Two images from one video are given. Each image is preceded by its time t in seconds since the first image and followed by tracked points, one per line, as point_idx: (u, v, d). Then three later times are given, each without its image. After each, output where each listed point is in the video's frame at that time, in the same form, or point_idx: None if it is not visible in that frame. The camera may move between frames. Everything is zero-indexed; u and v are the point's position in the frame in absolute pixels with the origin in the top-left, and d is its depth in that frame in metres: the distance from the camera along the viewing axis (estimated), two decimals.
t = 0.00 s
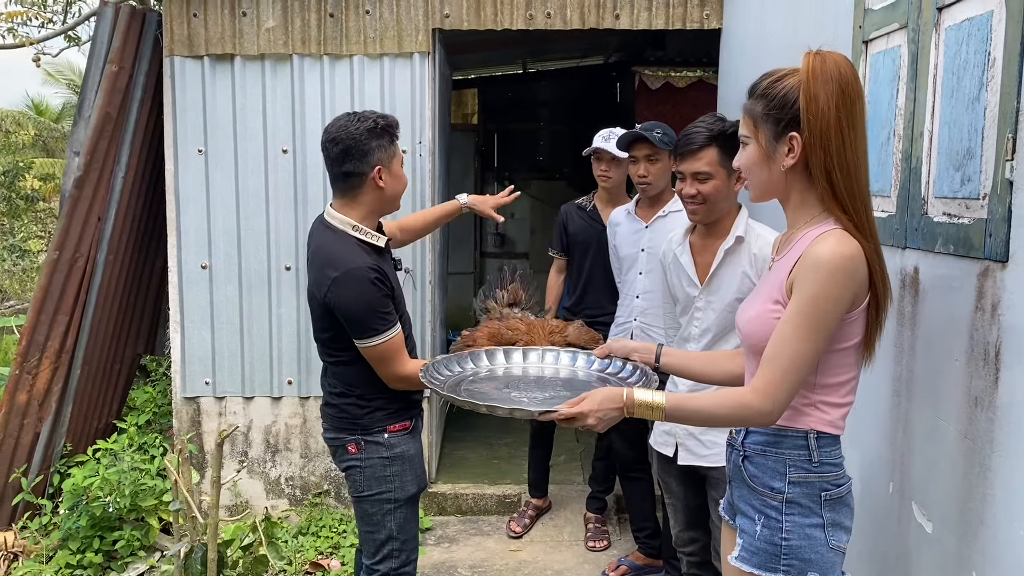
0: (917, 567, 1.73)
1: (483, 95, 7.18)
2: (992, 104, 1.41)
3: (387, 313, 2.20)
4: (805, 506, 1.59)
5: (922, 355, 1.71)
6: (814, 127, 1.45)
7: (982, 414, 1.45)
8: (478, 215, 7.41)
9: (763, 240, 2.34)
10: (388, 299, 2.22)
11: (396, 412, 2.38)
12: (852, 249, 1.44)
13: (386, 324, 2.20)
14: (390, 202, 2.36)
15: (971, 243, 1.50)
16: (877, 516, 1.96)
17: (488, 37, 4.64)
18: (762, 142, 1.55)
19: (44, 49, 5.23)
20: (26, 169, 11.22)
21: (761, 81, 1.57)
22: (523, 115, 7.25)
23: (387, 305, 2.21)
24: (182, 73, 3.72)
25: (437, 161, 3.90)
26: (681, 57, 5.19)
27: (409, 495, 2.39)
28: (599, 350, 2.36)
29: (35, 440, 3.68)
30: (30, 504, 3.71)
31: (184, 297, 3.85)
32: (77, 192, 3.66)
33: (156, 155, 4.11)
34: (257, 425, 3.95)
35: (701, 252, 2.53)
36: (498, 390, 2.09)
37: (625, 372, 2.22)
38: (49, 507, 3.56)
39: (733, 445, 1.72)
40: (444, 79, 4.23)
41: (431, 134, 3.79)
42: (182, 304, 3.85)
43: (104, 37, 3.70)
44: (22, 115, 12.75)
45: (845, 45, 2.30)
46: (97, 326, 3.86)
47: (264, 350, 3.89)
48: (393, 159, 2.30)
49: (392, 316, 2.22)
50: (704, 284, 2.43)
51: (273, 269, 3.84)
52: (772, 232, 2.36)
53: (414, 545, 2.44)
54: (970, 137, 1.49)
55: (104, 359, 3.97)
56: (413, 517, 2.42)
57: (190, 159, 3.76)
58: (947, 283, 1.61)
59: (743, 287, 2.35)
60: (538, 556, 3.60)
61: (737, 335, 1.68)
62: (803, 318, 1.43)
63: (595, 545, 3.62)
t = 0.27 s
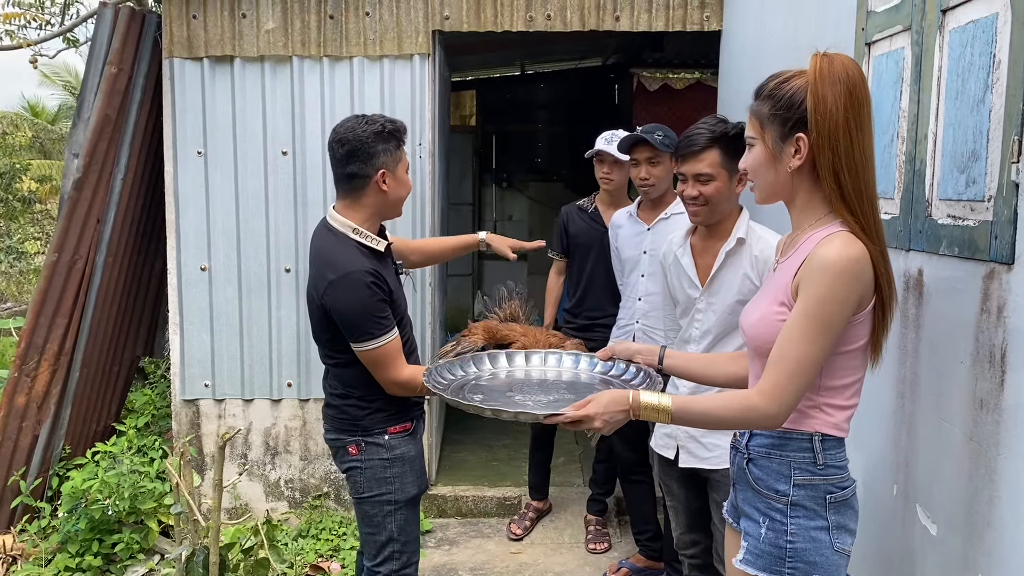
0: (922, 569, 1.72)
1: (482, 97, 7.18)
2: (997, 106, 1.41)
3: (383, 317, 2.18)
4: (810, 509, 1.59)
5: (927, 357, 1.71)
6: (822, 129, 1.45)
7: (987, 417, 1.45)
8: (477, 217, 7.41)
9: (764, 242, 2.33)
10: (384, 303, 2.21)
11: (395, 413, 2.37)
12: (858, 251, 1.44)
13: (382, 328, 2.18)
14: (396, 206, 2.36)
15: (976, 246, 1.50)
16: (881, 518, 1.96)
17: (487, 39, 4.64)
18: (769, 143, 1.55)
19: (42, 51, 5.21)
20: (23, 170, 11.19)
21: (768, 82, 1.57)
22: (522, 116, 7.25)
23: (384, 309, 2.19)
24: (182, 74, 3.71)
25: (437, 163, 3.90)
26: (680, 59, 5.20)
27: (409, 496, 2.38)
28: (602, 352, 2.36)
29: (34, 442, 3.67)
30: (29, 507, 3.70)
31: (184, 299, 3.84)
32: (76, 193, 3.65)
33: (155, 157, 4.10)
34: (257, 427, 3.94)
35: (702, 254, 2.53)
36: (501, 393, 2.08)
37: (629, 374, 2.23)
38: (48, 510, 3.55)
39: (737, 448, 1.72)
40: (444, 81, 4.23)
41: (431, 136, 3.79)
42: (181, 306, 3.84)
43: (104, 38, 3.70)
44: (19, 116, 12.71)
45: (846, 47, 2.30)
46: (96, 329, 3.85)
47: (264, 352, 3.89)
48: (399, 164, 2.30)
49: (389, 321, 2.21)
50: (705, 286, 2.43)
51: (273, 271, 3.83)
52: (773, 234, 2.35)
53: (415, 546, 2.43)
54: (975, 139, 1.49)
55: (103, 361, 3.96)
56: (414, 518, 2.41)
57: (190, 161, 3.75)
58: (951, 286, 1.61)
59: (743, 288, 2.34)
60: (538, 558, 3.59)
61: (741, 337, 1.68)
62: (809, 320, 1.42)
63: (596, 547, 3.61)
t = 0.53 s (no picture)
0: (923, 571, 1.72)
1: (480, 98, 7.18)
2: (999, 107, 1.41)
3: (374, 311, 2.17)
4: (813, 510, 1.59)
5: (928, 358, 1.71)
6: (826, 129, 1.45)
7: (989, 418, 1.45)
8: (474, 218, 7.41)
9: (761, 243, 2.33)
10: (377, 298, 2.20)
11: (387, 410, 2.36)
12: (861, 252, 1.44)
13: (373, 322, 2.17)
14: (388, 207, 2.33)
15: (977, 247, 1.50)
16: (882, 520, 1.96)
17: (486, 40, 4.64)
18: (773, 144, 1.55)
19: (39, 52, 5.20)
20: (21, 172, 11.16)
21: (769, 84, 1.57)
22: (520, 117, 7.25)
23: (376, 304, 2.18)
24: (181, 76, 3.71)
25: (435, 164, 3.90)
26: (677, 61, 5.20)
27: (396, 494, 2.37)
28: (602, 353, 2.36)
29: (32, 444, 3.66)
30: (27, 509, 3.69)
31: (182, 301, 3.83)
32: (74, 195, 3.64)
33: (153, 158, 4.09)
34: (255, 429, 3.94)
35: (701, 254, 2.52)
36: (503, 393, 2.08)
37: (630, 374, 2.22)
38: (46, 512, 3.54)
39: (738, 449, 1.72)
40: (443, 83, 4.23)
41: (430, 138, 3.78)
42: (180, 308, 3.84)
43: (102, 39, 3.69)
44: (15, 117, 12.67)
45: (846, 49, 2.30)
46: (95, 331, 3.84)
47: (263, 353, 3.88)
48: (389, 165, 2.26)
49: (382, 314, 2.19)
50: (704, 286, 2.43)
51: (271, 272, 3.82)
52: (771, 235, 2.35)
53: (403, 543, 2.42)
54: (977, 140, 1.49)
55: (101, 363, 3.95)
56: (402, 515, 2.41)
57: (189, 162, 3.74)
58: (953, 286, 1.61)
59: (741, 289, 2.34)
60: (537, 560, 3.59)
61: (744, 337, 1.67)
62: (812, 320, 1.42)
63: (595, 549, 3.60)
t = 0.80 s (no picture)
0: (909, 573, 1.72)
1: (470, 102, 7.19)
2: (983, 111, 1.42)
3: (326, 311, 2.19)
4: (799, 514, 1.59)
5: (914, 361, 1.71)
6: (815, 133, 1.45)
7: (974, 421, 1.45)
8: (464, 221, 7.41)
9: (743, 248, 2.33)
10: (336, 297, 2.21)
11: (349, 407, 2.36)
12: (848, 256, 1.44)
13: (329, 320, 2.19)
14: (360, 224, 2.28)
15: (962, 250, 1.50)
16: (869, 523, 1.96)
17: (475, 44, 4.65)
18: (762, 149, 1.55)
19: (26, 54, 5.16)
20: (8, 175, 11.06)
21: (755, 89, 1.57)
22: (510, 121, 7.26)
23: (331, 304, 2.20)
24: (168, 78, 3.68)
25: (424, 167, 3.89)
26: (666, 65, 5.22)
27: (356, 490, 2.34)
28: (589, 353, 2.36)
29: (18, 449, 3.61)
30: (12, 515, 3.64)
31: (169, 304, 3.80)
32: (61, 198, 3.62)
33: (141, 161, 4.07)
34: (243, 433, 3.91)
35: (684, 259, 2.51)
36: (491, 393, 2.07)
37: (617, 375, 2.21)
38: (31, 517, 3.49)
39: (725, 452, 1.71)
40: (432, 86, 4.22)
41: (419, 141, 3.78)
42: (167, 312, 3.81)
43: (89, 42, 3.67)
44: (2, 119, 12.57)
45: (832, 53, 2.31)
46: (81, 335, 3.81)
47: (251, 357, 3.85)
48: (356, 181, 2.21)
49: (341, 313, 2.20)
50: (687, 289, 2.43)
51: (259, 276, 3.80)
52: (754, 239, 2.35)
53: (371, 542, 2.38)
54: (961, 144, 1.49)
55: (87, 367, 3.91)
56: (367, 513, 2.37)
57: (176, 165, 3.72)
58: (938, 290, 1.61)
59: (723, 292, 2.34)
60: (527, 564, 3.57)
61: (731, 340, 1.67)
62: (799, 324, 1.42)
63: (585, 553, 3.60)
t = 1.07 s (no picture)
0: None
1: (467, 104, 7.20)
2: (978, 115, 1.42)
3: (326, 315, 2.20)
4: (796, 516, 1.59)
5: (910, 364, 1.71)
6: (808, 136, 1.46)
7: (970, 424, 1.45)
8: (462, 223, 7.42)
9: (742, 251, 2.33)
10: (336, 300, 2.22)
11: (346, 410, 2.36)
12: (844, 259, 1.45)
13: (330, 323, 2.20)
14: (356, 227, 2.28)
15: (958, 253, 1.51)
16: (865, 525, 1.96)
17: (473, 46, 4.66)
18: (756, 153, 1.55)
19: (23, 55, 5.16)
20: (5, 176, 11.04)
21: (749, 93, 1.58)
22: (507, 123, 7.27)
23: (331, 306, 2.21)
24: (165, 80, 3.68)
25: (422, 169, 3.89)
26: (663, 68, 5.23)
27: (352, 492, 2.34)
28: (588, 355, 2.35)
29: (14, 451, 3.59)
30: (8, 517, 3.61)
31: (166, 306, 3.79)
32: (58, 199, 3.60)
33: (138, 162, 4.06)
34: (240, 435, 3.90)
35: (684, 261, 2.52)
36: (489, 396, 2.07)
37: (615, 378, 2.21)
38: (28, 519, 3.47)
39: (723, 455, 1.71)
40: (430, 88, 4.23)
41: (416, 143, 3.78)
42: (165, 313, 3.80)
43: (86, 43, 3.67)
44: None
45: (829, 57, 2.32)
46: (78, 336, 3.80)
47: (248, 358, 3.85)
48: (349, 183, 2.21)
49: (342, 315, 2.21)
50: (686, 291, 2.43)
51: (256, 278, 3.79)
52: (752, 242, 2.36)
53: (368, 543, 2.38)
54: (957, 148, 1.50)
55: (83, 369, 3.90)
56: (364, 515, 2.37)
57: (174, 167, 3.71)
58: (934, 293, 1.62)
59: (723, 295, 2.34)
60: (524, 566, 3.57)
61: (729, 344, 1.67)
62: (796, 327, 1.43)
63: (582, 555, 3.60)
